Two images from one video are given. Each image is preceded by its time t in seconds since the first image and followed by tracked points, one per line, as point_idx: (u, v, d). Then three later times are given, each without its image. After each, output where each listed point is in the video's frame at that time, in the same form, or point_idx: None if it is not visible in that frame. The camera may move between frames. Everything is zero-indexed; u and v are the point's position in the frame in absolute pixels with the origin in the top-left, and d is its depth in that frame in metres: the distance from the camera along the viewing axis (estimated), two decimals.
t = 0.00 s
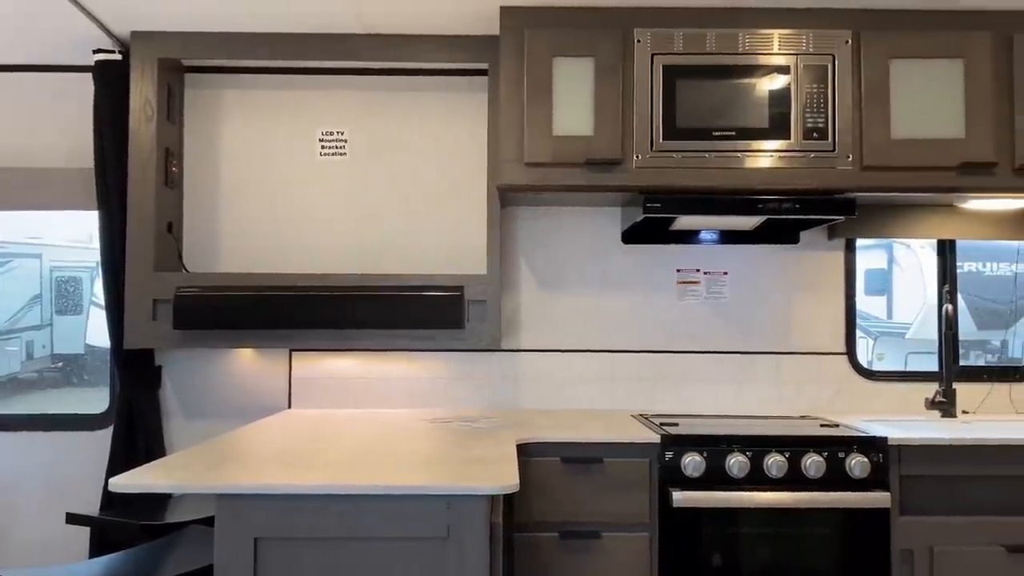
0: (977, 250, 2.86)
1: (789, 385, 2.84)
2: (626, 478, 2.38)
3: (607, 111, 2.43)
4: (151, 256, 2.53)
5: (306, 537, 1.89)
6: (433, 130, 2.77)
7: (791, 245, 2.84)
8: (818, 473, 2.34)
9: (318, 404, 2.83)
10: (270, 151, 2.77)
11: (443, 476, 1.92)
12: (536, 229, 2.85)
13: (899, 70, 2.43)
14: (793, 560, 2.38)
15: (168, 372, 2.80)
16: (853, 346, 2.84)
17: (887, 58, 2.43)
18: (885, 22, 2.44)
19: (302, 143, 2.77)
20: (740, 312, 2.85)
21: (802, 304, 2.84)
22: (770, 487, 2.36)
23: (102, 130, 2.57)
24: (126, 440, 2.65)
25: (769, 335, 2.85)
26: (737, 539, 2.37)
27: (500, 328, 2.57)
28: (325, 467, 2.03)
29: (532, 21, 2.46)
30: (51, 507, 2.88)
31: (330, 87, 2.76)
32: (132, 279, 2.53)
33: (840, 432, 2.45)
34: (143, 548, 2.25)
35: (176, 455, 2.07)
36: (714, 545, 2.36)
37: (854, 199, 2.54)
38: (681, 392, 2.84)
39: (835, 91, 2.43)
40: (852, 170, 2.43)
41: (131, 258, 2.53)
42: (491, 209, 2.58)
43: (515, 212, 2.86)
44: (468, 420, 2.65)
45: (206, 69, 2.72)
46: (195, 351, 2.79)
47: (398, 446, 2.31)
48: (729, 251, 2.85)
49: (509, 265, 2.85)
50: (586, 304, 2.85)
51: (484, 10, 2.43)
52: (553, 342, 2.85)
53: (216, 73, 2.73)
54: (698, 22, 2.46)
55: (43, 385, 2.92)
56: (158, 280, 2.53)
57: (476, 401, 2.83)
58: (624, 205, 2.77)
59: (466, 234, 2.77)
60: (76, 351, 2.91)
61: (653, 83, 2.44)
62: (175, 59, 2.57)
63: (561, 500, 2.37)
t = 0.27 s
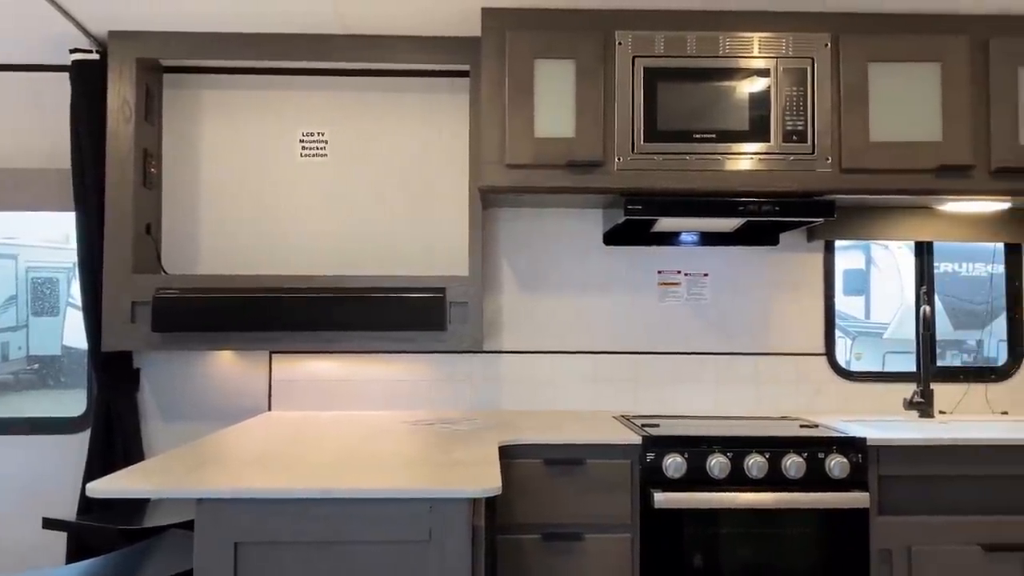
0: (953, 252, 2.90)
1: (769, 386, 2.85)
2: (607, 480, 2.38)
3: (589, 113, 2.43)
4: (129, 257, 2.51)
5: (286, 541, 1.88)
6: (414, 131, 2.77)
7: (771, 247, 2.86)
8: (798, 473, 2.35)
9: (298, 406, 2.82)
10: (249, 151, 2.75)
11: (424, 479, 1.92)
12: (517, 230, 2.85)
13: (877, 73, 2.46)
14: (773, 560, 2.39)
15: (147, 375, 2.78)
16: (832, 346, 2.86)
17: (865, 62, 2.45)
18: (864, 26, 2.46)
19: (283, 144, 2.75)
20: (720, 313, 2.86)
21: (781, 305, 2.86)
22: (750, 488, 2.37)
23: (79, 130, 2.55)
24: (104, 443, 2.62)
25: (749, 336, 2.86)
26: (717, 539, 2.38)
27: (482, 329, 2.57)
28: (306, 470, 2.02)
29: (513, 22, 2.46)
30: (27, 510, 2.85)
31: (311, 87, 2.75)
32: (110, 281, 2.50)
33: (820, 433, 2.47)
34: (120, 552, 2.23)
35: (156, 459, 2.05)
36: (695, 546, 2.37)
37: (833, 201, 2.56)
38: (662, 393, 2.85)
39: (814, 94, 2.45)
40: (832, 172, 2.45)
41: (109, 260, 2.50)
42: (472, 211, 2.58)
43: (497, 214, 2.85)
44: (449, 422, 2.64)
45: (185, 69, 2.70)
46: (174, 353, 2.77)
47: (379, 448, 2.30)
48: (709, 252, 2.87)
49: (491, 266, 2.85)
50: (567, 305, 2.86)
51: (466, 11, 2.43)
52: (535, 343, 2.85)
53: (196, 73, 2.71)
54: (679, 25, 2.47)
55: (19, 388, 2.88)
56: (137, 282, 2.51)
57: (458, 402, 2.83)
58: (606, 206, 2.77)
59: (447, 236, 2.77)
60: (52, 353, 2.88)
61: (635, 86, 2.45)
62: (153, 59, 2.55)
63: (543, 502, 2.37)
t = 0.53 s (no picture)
0: (927, 254, 2.93)
1: (747, 387, 2.87)
2: (587, 482, 2.38)
3: (567, 115, 2.44)
4: (103, 261, 2.48)
5: (264, 546, 1.86)
6: (393, 133, 2.76)
7: (748, 249, 2.88)
8: (776, 474, 2.36)
9: (276, 410, 2.80)
10: (226, 154, 2.73)
11: (402, 483, 1.91)
12: (496, 232, 2.85)
13: (853, 77, 2.48)
14: (751, 561, 2.40)
15: (122, 379, 2.74)
16: (808, 347, 2.88)
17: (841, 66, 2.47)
18: (839, 30, 2.49)
19: (260, 146, 2.73)
20: (698, 316, 2.87)
21: (759, 307, 2.88)
22: (728, 489, 2.38)
23: (52, 132, 2.51)
24: (78, 449, 2.59)
25: (727, 338, 2.87)
26: (696, 541, 2.38)
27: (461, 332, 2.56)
28: (282, 475, 2.00)
29: (492, 24, 2.45)
30: None
31: (289, 89, 2.73)
32: (84, 285, 2.47)
33: (797, 434, 2.48)
34: (94, 560, 2.20)
35: (131, 464, 2.03)
36: (674, 547, 2.37)
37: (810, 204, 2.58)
38: (640, 395, 2.86)
39: (790, 98, 2.47)
40: (808, 175, 2.47)
41: (83, 263, 2.47)
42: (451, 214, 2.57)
43: (476, 216, 2.85)
44: (428, 426, 2.63)
45: (161, 70, 2.67)
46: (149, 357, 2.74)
47: (357, 452, 2.29)
48: (687, 255, 2.88)
49: (470, 269, 2.85)
50: (546, 307, 2.86)
51: (444, 13, 2.42)
52: (514, 345, 2.84)
53: (172, 75, 2.68)
54: (656, 28, 2.48)
55: None
56: (111, 286, 2.48)
57: (437, 405, 2.82)
58: (584, 209, 2.78)
59: (426, 238, 2.76)
60: (24, 357, 2.84)
61: (613, 88, 2.45)
62: (128, 60, 2.52)
63: (522, 505, 2.37)
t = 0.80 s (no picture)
0: (900, 256, 2.96)
1: (723, 389, 2.88)
2: (564, 485, 2.38)
3: (544, 118, 2.44)
4: (74, 263, 2.44)
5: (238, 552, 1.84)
6: (369, 134, 2.75)
7: (723, 251, 2.90)
8: (752, 476, 2.38)
9: (250, 414, 2.77)
10: (200, 155, 2.70)
11: (379, 487, 1.89)
12: (473, 235, 2.84)
13: (827, 81, 2.50)
14: (728, 563, 2.41)
15: (93, 384, 2.70)
16: (783, 349, 2.90)
17: (815, 70, 2.49)
18: (813, 34, 2.51)
19: (234, 147, 2.71)
20: (674, 318, 2.88)
21: (734, 310, 2.90)
22: (705, 491, 2.39)
23: (21, 133, 2.47)
24: (48, 455, 2.55)
25: (704, 339, 2.89)
26: (673, 543, 2.38)
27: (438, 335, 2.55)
28: (257, 480, 1.98)
29: (468, 26, 2.45)
30: None
31: (264, 90, 2.71)
32: (54, 288, 2.43)
33: (773, 435, 2.49)
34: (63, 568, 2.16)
35: (102, 470, 2.00)
36: (652, 549, 2.37)
37: (785, 206, 2.60)
38: (617, 397, 2.86)
39: (765, 102, 2.49)
40: (782, 178, 2.49)
41: (53, 266, 2.43)
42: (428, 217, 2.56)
43: (453, 218, 2.84)
44: (404, 429, 2.61)
45: (133, 71, 2.64)
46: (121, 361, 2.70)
47: (333, 456, 2.27)
48: (664, 257, 2.89)
49: (447, 271, 2.84)
50: (524, 310, 2.85)
51: (420, 15, 2.41)
52: (491, 347, 2.84)
53: (145, 76, 2.65)
54: (632, 31, 2.49)
55: None
56: (82, 289, 2.44)
57: (414, 409, 2.80)
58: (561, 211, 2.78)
59: (403, 241, 2.75)
60: None
61: (590, 91, 2.46)
62: (99, 60, 2.49)
63: (499, 508, 2.36)
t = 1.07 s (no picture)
0: (871, 258, 2.98)
1: (698, 391, 2.89)
2: (540, 488, 2.37)
3: (518, 120, 2.43)
4: (40, 266, 2.40)
5: (208, 559, 1.81)
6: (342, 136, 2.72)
7: (698, 254, 2.91)
8: (727, 477, 2.38)
9: (222, 419, 2.73)
10: (171, 156, 2.66)
11: (352, 492, 1.87)
12: (448, 237, 2.83)
13: (799, 85, 2.51)
14: (703, 566, 2.41)
15: (61, 389, 2.66)
16: (757, 351, 2.91)
17: (788, 73, 2.51)
18: (786, 38, 2.52)
19: (206, 149, 2.68)
20: (649, 320, 2.89)
21: (709, 312, 2.91)
22: (680, 493, 2.39)
23: None
24: (13, 462, 2.50)
25: (678, 342, 2.90)
26: (648, 546, 2.38)
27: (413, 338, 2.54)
28: (228, 485, 1.95)
29: (443, 28, 2.44)
30: None
31: (236, 91, 2.68)
32: (20, 291, 2.39)
33: (747, 437, 2.50)
34: None
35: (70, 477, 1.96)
36: (627, 552, 2.37)
37: (758, 209, 2.61)
38: (593, 400, 2.86)
39: (739, 105, 2.50)
40: (756, 181, 2.50)
41: (18, 269, 2.39)
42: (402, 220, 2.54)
43: (428, 220, 2.83)
44: (379, 434, 2.60)
45: (102, 71, 2.60)
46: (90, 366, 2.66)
47: (306, 461, 2.24)
48: (639, 260, 2.89)
49: (421, 274, 2.82)
50: (499, 313, 2.84)
51: (394, 15, 2.40)
52: (466, 350, 2.82)
53: (114, 76, 2.61)
54: (607, 34, 2.49)
55: None
56: (49, 292, 2.40)
57: (389, 412, 2.79)
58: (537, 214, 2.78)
59: (377, 243, 2.73)
60: None
61: (564, 94, 2.46)
62: (67, 60, 2.45)
63: (474, 513, 2.34)
